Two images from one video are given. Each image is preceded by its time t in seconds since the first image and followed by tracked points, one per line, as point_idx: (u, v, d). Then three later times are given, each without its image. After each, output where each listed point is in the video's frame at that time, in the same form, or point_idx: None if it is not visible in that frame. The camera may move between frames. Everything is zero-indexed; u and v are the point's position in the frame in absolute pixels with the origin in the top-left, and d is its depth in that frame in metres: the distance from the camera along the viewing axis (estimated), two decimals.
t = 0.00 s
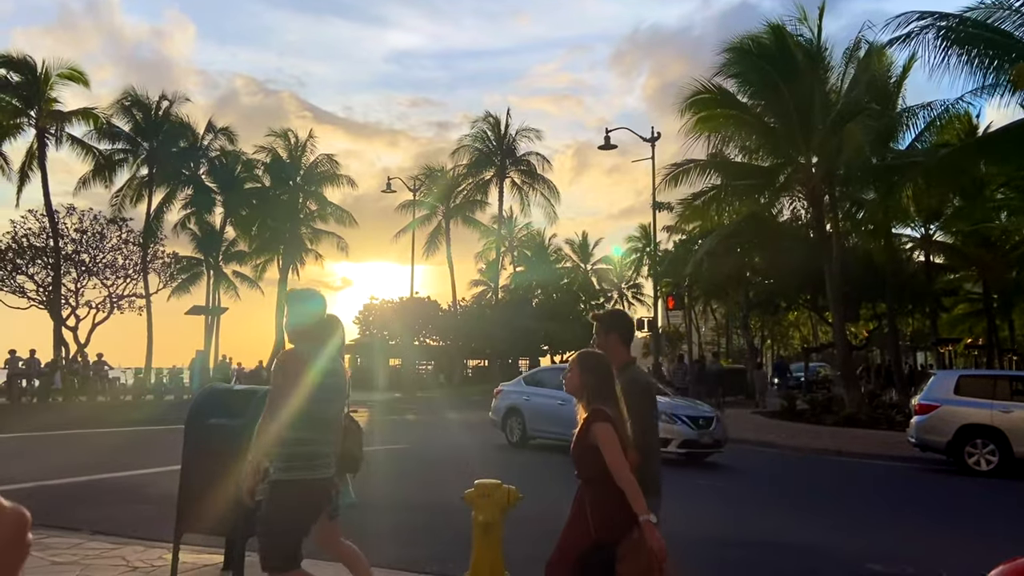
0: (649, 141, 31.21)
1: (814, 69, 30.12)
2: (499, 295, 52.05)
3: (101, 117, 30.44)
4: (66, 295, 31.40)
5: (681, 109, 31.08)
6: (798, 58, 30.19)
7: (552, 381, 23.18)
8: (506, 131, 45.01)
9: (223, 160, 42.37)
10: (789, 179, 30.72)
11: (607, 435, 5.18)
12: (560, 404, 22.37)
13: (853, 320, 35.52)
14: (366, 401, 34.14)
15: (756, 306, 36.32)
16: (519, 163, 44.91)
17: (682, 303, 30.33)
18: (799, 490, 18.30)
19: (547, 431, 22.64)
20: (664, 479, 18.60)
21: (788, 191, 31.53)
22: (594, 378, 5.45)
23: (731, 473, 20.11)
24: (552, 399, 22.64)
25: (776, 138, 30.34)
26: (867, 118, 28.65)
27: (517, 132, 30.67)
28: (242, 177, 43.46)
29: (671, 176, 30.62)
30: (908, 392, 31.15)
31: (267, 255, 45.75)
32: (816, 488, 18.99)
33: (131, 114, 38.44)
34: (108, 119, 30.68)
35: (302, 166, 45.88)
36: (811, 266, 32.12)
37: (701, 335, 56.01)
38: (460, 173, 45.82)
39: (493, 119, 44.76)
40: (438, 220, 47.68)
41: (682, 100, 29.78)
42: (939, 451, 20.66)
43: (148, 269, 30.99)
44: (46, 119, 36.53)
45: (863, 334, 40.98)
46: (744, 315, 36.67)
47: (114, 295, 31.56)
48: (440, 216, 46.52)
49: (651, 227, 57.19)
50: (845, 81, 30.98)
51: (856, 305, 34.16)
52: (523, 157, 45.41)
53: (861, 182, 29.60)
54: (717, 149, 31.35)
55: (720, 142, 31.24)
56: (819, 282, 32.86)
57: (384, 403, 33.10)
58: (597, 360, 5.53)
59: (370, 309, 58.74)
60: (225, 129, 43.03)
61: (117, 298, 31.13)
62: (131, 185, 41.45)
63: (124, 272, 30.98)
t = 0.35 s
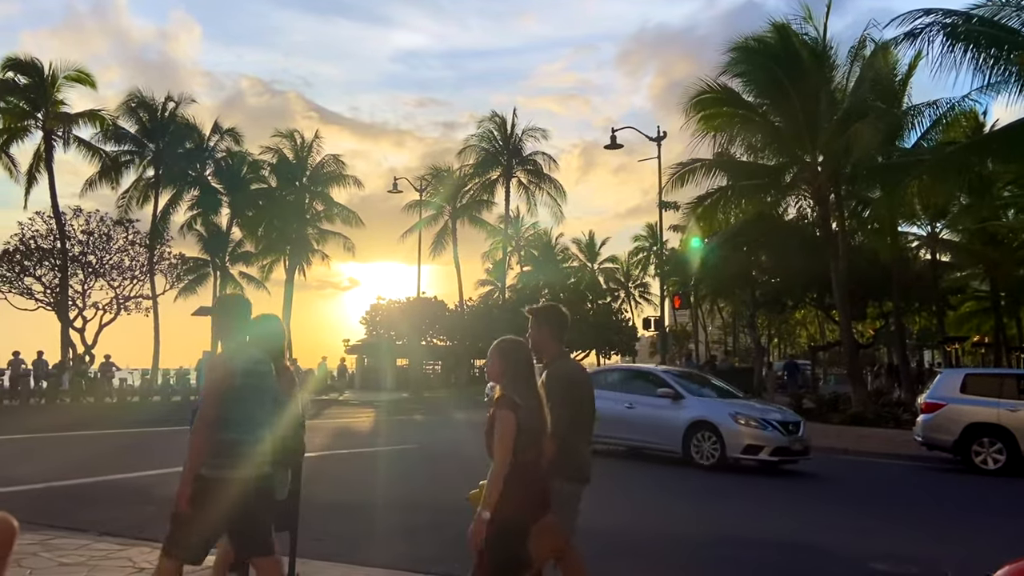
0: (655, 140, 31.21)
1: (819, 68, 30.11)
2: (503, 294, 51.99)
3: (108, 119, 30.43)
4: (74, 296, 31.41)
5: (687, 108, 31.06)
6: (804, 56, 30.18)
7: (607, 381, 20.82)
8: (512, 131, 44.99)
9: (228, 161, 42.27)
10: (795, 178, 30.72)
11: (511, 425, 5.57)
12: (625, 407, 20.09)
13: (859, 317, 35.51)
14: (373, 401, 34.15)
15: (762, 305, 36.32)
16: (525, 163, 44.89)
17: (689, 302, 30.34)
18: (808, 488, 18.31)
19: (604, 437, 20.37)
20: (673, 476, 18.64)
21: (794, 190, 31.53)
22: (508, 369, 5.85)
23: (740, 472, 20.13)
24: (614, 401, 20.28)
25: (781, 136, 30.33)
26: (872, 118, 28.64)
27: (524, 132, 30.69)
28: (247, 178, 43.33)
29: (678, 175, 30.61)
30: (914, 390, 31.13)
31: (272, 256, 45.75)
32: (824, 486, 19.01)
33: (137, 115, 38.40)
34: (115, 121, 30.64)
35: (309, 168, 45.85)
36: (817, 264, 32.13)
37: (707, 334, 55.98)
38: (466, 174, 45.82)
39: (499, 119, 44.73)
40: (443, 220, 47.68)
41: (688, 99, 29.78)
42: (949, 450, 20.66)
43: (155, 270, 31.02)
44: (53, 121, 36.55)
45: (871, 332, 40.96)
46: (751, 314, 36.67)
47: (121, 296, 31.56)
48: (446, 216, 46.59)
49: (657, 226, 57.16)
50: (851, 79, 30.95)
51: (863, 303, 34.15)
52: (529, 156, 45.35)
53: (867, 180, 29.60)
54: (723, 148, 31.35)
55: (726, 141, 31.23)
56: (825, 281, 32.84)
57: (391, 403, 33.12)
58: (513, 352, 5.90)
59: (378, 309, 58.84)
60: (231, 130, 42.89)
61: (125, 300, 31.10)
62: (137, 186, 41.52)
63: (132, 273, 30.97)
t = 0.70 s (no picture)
0: (681, 126, 28.29)
1: (863, 44, 27.09)
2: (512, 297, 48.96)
3: (79, 105, 27.76)
4: (43, 300, 28.74)
5: (716, 91, 28.10)
6: (846, 32, 27.15)
7: (710, 396, 18.09)
8: (522, 115, 42.06)
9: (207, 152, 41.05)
10: (836, 167, 27.72)
11: (411, 449, 5.72)
12: (735, 426, 17.29)
13: (908, 321, 32.37)
14: (371, 414, 31.26)
15: (801, 308, 33.28)
16: (535, 150, 41.89)
17: (719, 304, 27.38)
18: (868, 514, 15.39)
19: (710, 461, 17.65)
20: (707, 501, 15.72)
21: (836, 181, 28.52)
22: (421, 388, 5.89)
23: (784, 494, 17.18)
24: (721, 420, 17.55)
25: (821, 121, 27.35)
26: (924, 97, 25.60)
27: (502, 102, 27.91)
28: (229, 170, 42.01)
29: (706, 164, 27.68)
30: (971, 401, 27.96)
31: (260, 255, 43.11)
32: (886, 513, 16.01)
33: (110, 101, 36.26)
34: (88, 107, 27.96)
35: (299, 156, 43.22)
36: (861, 262, 29.09)
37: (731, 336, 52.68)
38: (472, 163, 42.91)
39: (508, 103, 41.88)
40: (448, 214, 44.73)
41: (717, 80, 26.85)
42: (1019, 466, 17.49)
43: (131, 270, 28.31)
44: (19, 109, 34.01)
45: (919, 336, 37.73)
46: (788, 318, 33.62)
47: (96, 299, 28.89)
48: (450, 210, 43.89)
49: (679, 222, 53.99)
50: (898, 56, 27.91)
51: (912, 305, 31.03)
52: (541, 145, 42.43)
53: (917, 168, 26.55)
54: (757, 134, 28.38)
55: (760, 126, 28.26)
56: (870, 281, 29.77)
57: (390, 415, 30.24)
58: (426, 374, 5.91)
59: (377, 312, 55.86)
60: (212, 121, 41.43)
61: (99, 304, 28.41)
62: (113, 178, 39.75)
63: (106, 274, 28.28)
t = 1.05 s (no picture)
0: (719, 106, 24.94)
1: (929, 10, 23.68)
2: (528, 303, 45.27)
3: (42, 86, 24.84)
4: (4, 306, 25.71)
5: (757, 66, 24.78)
6: None
7: (863, 416, 14.89)
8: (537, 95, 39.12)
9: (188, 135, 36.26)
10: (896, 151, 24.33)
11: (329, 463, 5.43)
12: (909, 454, 14.11)
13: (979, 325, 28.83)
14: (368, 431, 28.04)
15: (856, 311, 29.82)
16: (553, 134, 38.90)
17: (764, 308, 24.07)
18: (963, 556, 12.29)
19: (873, 495, 14.42)
20: (761, 541, 12.62)
21: (897, 167, 25.13)
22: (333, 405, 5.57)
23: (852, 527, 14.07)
24: (886, 447, 14.33)
25: (879, 99, 23.96)
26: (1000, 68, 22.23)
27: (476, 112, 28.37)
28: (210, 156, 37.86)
29: (749, 149, 24.34)
30: None
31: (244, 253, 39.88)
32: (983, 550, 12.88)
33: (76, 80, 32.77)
34: (51, 88, 25.04)
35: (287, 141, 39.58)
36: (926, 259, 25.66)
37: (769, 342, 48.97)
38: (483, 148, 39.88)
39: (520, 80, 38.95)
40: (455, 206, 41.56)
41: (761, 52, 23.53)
42: None
43: (101, 271, 25.25)
44: None
45: (987, 341, 34.11)
46: (841, 323, 30.16)
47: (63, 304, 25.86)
48: (456, 200, 40.97)
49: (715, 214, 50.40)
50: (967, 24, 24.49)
51: (983, 307, 27.52)
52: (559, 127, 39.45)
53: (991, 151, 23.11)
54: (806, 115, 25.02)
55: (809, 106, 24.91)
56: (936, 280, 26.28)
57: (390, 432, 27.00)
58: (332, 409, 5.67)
59: (373, 318, 52.38)
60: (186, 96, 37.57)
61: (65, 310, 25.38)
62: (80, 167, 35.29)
63: (72, 276, 25.25)
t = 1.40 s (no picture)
0: (766, 89, 22.15)
1: None
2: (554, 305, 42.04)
3: (10, 70, 22.39)
4: None
5: (807, 43, 21.94)
6: None
7: None
8: (560, 78, 36.64)
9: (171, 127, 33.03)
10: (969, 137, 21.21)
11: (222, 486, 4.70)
12: None
13: None
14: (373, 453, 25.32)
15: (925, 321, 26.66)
16: (580, 122, 36.37)
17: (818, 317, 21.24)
18: None
19: None
20: None
21: (968, 155, 22.04)
22: (229, 427, 4.81)
23: None
24: None
25: (948, 77, 20.87)
26: None
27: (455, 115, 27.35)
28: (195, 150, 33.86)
29: (799, 138, 21.58)
30: None
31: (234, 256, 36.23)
32: None
33: (48, 65, 29.76)
34: (21, 74, 22.61)
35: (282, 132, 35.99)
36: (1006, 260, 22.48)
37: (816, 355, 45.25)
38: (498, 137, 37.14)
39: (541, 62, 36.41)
40: (468, 203, 38.75)
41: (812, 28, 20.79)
42: None
43: (76, 277, 22.66)
44: None
45: None
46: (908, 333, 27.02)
47: (36, 315, 23.35)
48: (470, 196, 38.27)
49: (761, 213, 47.26)
50: None
51: None
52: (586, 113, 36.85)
53: None
54: (864, 98, 22.10)
55: (868, 87, 22.01)
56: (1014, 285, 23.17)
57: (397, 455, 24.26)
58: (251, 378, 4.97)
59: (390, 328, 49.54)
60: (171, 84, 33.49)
61: (35, 321, 22.84)
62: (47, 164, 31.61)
63: (45, 284, 22.73)
